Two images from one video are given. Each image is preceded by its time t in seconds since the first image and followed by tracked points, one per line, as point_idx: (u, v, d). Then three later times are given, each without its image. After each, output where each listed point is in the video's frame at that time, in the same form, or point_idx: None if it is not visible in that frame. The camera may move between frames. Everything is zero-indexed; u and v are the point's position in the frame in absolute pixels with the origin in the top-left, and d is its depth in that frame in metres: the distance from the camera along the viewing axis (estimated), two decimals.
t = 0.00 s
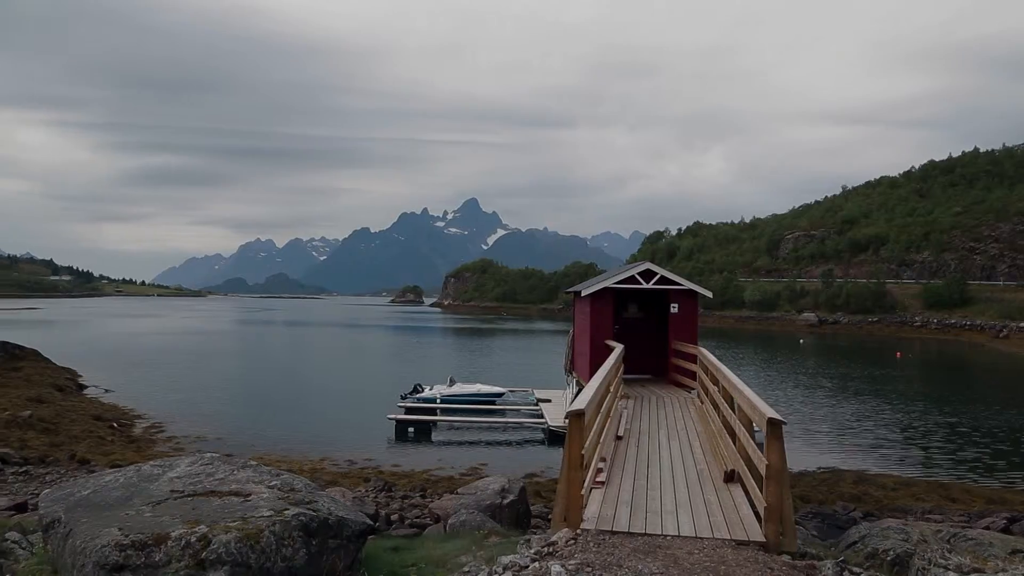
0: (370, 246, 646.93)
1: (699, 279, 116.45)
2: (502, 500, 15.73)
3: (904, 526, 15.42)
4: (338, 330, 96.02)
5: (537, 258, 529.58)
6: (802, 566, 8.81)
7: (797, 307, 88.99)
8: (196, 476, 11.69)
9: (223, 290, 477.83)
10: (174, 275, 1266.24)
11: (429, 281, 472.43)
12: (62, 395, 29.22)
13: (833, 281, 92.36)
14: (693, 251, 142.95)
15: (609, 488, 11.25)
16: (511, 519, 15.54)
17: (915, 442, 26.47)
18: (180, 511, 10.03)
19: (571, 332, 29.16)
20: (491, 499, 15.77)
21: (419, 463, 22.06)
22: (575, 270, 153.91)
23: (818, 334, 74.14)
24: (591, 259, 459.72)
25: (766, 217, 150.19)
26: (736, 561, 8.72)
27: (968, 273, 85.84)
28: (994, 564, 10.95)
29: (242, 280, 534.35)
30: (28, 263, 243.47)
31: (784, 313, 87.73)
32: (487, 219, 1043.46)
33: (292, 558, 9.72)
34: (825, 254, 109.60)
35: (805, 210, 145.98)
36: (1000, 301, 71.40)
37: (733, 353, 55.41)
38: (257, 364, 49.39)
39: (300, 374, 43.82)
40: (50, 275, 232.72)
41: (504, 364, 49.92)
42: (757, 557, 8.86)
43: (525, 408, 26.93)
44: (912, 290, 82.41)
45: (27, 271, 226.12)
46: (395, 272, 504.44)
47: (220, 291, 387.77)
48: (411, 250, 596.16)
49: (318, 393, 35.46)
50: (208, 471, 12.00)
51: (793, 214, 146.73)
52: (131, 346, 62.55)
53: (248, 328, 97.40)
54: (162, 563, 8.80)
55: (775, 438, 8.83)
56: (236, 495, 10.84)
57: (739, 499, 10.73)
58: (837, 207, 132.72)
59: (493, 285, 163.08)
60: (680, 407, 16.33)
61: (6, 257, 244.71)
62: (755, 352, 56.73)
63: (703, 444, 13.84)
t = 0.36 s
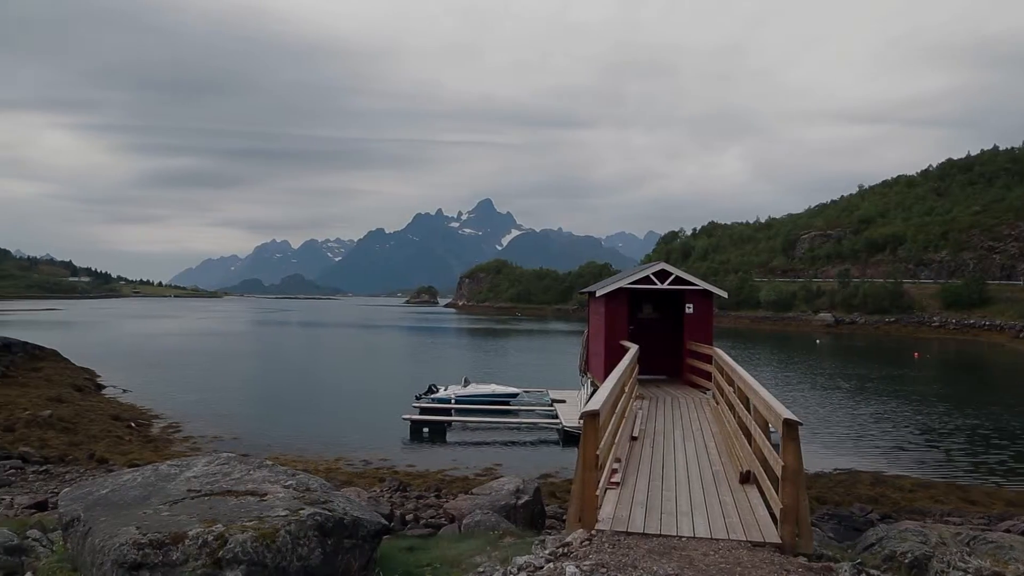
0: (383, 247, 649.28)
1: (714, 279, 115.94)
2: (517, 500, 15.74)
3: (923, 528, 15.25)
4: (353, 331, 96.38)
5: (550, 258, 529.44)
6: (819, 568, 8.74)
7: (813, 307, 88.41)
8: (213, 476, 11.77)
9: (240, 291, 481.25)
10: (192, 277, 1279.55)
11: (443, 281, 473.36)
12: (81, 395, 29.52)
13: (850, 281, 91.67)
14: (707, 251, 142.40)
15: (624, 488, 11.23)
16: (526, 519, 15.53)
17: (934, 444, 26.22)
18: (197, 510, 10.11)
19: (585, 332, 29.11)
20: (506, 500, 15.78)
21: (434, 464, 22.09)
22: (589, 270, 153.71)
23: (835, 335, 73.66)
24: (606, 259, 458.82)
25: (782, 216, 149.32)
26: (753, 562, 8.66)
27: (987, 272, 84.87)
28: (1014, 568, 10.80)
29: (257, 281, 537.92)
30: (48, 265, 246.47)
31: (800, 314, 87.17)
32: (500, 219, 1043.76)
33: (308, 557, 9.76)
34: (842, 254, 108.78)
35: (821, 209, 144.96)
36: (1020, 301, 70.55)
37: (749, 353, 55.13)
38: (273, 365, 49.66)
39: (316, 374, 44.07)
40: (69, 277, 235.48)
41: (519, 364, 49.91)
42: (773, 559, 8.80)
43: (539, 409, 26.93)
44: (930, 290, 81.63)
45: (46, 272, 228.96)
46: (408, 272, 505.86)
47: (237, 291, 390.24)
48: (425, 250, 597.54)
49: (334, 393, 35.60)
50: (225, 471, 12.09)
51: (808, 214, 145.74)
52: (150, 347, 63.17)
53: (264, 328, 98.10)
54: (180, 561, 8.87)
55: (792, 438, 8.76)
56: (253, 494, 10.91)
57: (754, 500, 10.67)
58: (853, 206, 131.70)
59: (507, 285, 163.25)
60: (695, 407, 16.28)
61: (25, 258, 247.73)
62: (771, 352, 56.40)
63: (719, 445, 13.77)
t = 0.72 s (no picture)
0: (397, 248, 650.81)
1: (730, 279, 115.40)
2: (532, 501, 15.75)
3: (942, 531, 15.09)
4: (369, 331, 96.83)
5: (565, 259, 528.73)
6: (836, 570, 8.68)
7: (829, 307, 87.76)
8: (230, 476, 11.84)
9: (256, 292, 484.54)
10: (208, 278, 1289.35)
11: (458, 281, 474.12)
12: (100, 395, 29.83)
13: (867, 280, 90.91)
14: (723, 251, 141.75)
15: (639, 489, 11.21)
16: (541, 519, 15.53)
17: (953, 445, 25.98)
18: (215, 509, 10.20)
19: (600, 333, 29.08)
20: (521, 500, 15.80)
21: (450, 464, 22.14)
22: (604, 271, 153.48)
23: (853, 335, 73.10)
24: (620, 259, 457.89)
25: (798, 216, 148.31)
26: (769, 563, 8.61)
27: (1008, 272, 83.84)
28: None
29: (273, 282, 541.34)
30: (67, 266, 249.48)
31: (817, 314, 86.55)
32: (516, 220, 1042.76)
33: (324, 557, 9.79)
34: (859, 253, 107.92)
35: (837, 209, 143.88)
36: None
37: (765, 354, 54.83)
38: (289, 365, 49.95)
39: (332, 374, 44.28)
40: (89, 279, 238.16)
41: (534, 364, 49.90)
42: (789, 560, 8.75)
43: (554, 409, 26.92)
44: (949, 290, 80.79)
45: (66, 274, 231.93)
46: (422, 273, 507.29)
47: (254, 292, 393.08)
48: (438, 251, 598.66)
49: (349, 393, 35.73)
50: (242, 470, 12.17)
51: (825, 213, 144.70)
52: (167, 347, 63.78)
53: (281, 329, 98.72)
54: (197, 560, 8.94)
55: (809, 439, 8.70)
56: (269, 494, 10.98)
57: (771, 501, 10.61)
58: (871, 205, 130.59)
59: (523, 286, 163.35)
60: (710, 408, 16.21)
61: (46, 260, 251.02)
62: (788, 353, 56.03)
63: (735, 446, 13.70)
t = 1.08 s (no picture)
0: (414, 248, 651.82)
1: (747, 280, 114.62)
2: (550, 501, 15.74)
3: (963, 534, 14.92)
4: (387, 332, 97.37)
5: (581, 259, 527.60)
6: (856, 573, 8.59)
7: (849, 308, 86.97)
8: (249, 475, 11.94)
9: (274, 292, 487.99)
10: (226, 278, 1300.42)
11: (474, 282, 474.58)
12: (122, 394, 30.19)
13: (888, 281, 89.99)
14: (741, 251, 140.96)
15: (657, 490, 11.17)
16: (559, 520, 15.50)
17: (976, 448, 25.66)
18: (235, 508, 10.29)
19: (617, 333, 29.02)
20: (539, 500, 15.80)
21: (467, 464, 22.19)
22: (621, 271, 153.15)
23: (873, 336, 72.47)
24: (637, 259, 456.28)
25: (817, 216, 147.11)
26: (788, 566, 8.54)
27: None
28: None
29: (290, 282, 545.26)
30: (90, 267, 252.97)
31: (836, 314, 85.80)
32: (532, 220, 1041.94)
33: (342, 556, 9.83)
34: (879, 253, 106.87)
35: (857, 208, 142.55)
36: None
37: (785, 355, 54.45)
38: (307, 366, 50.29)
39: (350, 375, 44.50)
40: (111, 279, 241.20)
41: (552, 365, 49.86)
42: (808, 563, 8.67)
43: (572, 410, 26.90)
44: (971, 290, 79.77)
45: (89, 275, 235.22)
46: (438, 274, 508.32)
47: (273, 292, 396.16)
48: (454, 251, 598.99)
49: (366, 394, 35.88)
50: (260, 470, 12.26)
51: (845, 213, 143.42)
52: (187, 347, 64.44)
53: (300, 329, 99.50)
54: (217, 559, 9.02)
55: (828, 441, 8.63)
56: (288, 493, 11.06)
57: (790, 503, 10.53)
58: (891, 204, 129.23)
59: (540, 286, 163.46)
60: (728, 409, 16.13)
61: (68, 262, 254.63)
62: (809, 353, 55.60)
63: (753, 447, 13.61)
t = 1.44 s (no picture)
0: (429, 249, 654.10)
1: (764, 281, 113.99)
2: (566, 502, 15.73)
3: (984, 539, 14.73)
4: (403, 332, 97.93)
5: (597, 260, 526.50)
6: None
7: (868, 309, 86.24)
8: (266, 475, 12.04)
9: (291, 293, 491.19)
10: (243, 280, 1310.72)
11: (490, 283, 475.46)
12: (142, 395, 30.54)
13: (907, 282, 89.19)
14: (758, 251, 140.29)
15: (673, 492, 11.15)
16: (575, 521, 15.48)
17: (998, 451, 25.37)
18: (253, 508, 10.37)
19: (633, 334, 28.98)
20: (555, 501, 15.80)
21: (483, 464, 22.24)
22: (637, 272, 152.86)
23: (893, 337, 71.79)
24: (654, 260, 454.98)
25: (835, 217, 146.04)
26: (806, 569, 8.47)
27: None
28: None
29: (308, 283, 548.83)
30: (110, 269, 256.02)
31: (855, 315, 85.13)
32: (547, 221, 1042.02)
33: (358, 556, 9.86)
34: (898, 254, 105.90)
35: (876, 208, 141.37)
36: None
37: (803, 356, 54.13)
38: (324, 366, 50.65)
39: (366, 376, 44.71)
40: (131, 281, 244.02)
41: (568, 365, 49.86)
42: (826, 566, 8.59)
43: (588, 411, 26.88)
44: (993, 291, 78.83)
45: (110, 276, 238.33)
46: (453, 275, 509.09)
47: (291, 293, 399.26)
48: (468, 252, 599.59)
49: (382, 395, 36.07)
50: (278, 470, 12.35)
51: (864, 213, 142.28)
52: (206, 347, 65.13)
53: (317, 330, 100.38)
54: (235, 558, 9.11)
55: (847, 444, 8.58)
56: (306, 493, 11.14)
57: (808, 505, 10.46)
58: (911, 205, 128.03)
59: (556, 287, 163.63)
60: (746, 410, 16.04)
61: (88, 263, 258.11)
62: (827, 355, 55.21)
63: (771, 449, 13.51)
